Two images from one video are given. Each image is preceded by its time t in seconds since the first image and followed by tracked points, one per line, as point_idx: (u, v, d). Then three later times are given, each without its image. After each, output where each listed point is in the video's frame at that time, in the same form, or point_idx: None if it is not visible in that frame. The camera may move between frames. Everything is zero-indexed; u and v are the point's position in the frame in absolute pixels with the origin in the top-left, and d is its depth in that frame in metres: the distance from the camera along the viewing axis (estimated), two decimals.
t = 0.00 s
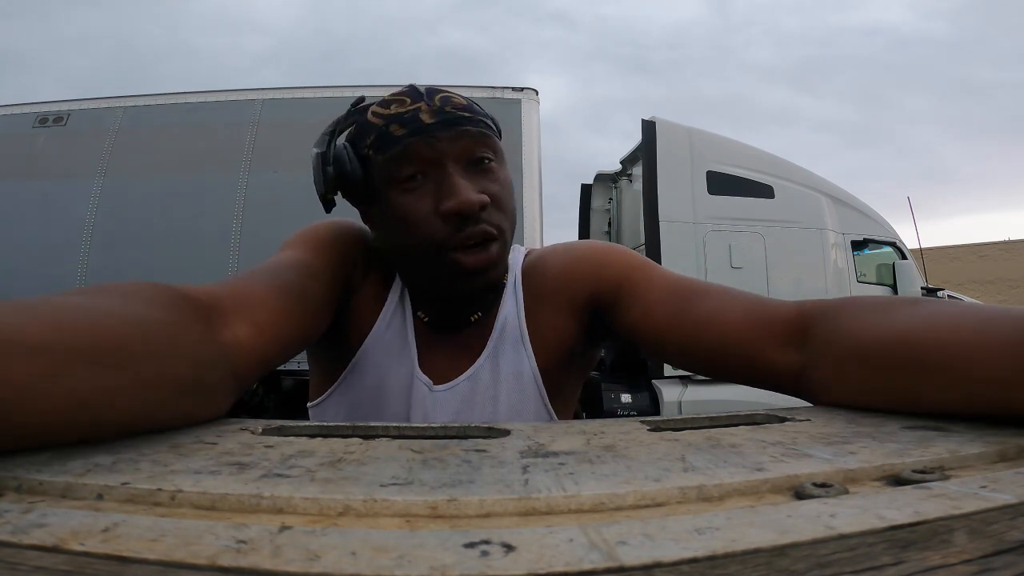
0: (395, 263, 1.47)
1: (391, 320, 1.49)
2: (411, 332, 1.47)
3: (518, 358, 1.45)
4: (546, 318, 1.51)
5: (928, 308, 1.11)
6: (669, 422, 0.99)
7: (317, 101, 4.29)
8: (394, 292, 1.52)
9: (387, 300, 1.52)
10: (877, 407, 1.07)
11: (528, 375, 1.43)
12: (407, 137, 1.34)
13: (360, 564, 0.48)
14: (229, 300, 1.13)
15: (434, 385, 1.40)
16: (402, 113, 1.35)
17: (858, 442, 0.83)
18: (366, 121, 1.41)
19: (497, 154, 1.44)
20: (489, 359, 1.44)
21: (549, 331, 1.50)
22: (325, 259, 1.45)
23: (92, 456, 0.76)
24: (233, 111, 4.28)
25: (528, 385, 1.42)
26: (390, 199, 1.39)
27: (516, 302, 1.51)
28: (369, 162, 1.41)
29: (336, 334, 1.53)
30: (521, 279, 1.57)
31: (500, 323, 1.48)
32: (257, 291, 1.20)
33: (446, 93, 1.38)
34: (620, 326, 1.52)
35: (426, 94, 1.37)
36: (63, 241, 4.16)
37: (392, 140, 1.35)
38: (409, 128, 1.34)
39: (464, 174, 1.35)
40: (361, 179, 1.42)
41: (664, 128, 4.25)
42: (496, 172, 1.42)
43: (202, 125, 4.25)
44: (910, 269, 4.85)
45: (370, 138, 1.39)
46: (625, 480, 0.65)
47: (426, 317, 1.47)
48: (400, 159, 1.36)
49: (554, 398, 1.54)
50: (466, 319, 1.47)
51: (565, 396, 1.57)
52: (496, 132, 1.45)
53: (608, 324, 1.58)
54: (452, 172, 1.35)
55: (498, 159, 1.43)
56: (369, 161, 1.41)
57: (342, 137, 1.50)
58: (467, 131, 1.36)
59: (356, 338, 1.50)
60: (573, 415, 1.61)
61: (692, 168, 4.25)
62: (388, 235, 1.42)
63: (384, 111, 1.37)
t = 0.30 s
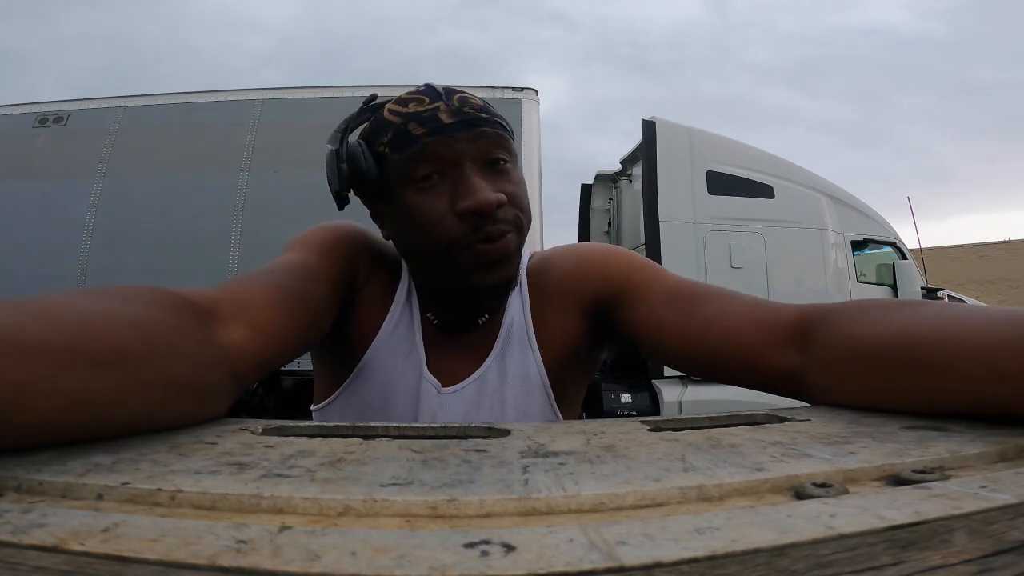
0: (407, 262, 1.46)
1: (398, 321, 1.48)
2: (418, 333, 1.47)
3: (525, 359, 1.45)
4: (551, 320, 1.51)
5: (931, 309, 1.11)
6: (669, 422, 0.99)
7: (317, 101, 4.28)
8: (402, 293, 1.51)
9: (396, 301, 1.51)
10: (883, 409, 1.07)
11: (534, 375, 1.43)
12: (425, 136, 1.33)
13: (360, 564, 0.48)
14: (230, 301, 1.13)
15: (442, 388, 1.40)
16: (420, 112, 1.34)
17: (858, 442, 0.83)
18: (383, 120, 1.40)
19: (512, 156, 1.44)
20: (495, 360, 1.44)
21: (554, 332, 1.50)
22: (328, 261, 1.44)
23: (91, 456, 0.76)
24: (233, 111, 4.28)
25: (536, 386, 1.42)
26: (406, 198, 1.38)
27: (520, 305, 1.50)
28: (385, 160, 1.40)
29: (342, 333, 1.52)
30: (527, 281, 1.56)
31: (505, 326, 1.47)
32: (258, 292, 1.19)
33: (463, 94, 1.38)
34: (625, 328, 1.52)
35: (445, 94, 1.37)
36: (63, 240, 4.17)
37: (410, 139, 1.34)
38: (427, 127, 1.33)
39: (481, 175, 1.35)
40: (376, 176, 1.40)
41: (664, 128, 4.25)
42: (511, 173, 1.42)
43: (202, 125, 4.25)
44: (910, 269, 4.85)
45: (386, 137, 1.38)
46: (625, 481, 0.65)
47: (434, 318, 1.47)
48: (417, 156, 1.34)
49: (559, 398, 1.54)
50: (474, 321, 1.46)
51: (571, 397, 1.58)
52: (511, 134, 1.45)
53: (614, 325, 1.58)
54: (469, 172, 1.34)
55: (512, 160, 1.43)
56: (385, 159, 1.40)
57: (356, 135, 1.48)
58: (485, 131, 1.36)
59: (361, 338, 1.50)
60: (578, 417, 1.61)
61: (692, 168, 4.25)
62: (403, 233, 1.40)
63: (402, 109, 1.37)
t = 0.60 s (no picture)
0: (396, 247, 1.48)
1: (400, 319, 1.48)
2: (418, 329, 1.48)
3: (527, 355, 1.45)
4: (553, 318, 1.51)
5: (930, 308, 1.11)
6: (669, 422, 0.99)
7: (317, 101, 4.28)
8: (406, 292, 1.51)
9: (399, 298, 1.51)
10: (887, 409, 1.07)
11: (535, 373, 1.43)
12: (412, 120, 1.34)
13: (360, 564, 0.48)
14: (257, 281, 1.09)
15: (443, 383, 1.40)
16: (416, 97, 1.36)
17: (859, 442, 0.83)
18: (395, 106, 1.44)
19: (506, 152, 1.40)
20: (497, 356, 1.44)
21: (556, 331, 1.50)
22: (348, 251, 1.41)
23: (94, 456, 0.76)
24: (233, 110, 4.27)
25: (536, 383, 1.42)
26: (389, 181, 1.39)
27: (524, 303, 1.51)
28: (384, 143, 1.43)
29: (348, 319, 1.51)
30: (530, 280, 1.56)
31: (508, 323, 1.48)
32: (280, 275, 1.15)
33: (467, 86, 1.38)
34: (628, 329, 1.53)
35: (447, 85, 1.38)
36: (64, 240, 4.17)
37: (401, 122, 1.36)
38: (416, 111, 1.34)
39: (456, 161, 1.33)
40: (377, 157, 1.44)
41: (664, 129, 4.25)
42: (499, 167, 1.38)
43: (202, 125, 4.25)
44: (910, 269, 4.85)
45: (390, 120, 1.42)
46: (625, 481, 0.65)
47: (433, 314, 1.49)
48: (404, 140, 1.36)
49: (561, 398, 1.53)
50: (473, 316, 1.48)
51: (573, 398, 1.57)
52: (512, 131, 1.42)
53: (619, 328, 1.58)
54: (445, 157, 1.33)
55: (505, 156, 1.40)
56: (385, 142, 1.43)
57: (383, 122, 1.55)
58: (471, 122, 1.34)
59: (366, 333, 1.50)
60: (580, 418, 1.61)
61: (692, 168, 4.25)
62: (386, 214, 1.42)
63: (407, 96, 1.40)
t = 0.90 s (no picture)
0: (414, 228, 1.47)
1: (397, 319, 1.46)
2: (416, 326, 1.46)
3: (534, 355, 1.44)
4: (557, 317, 1.50)
5: (937, 310, 1.11)
6: (669, 422, 0.99)
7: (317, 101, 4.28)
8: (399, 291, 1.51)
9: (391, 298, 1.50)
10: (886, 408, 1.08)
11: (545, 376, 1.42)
12: (457, 105, 1.35)
13: (360, 564, 0.48)
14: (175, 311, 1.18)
15: (450, 386, 1.37)
16: (464, 83, 1.36)
17: (858, 442, 0.83)
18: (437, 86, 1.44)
19: (542, 150, 1.41)
20: (502, 356, 1.42)
21: (564, 330, 1.49)
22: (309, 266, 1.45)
23: (95, 455, 0.77)
24: (233, 110, 4.28)
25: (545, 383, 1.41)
26: (421, 165, 1.37)
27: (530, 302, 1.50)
28: (421, 122, 1.43)
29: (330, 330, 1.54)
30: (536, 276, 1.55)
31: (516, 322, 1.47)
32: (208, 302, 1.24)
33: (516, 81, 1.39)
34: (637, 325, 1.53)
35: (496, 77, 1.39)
36: (64, 240, 4.17)
37: (444, 105, 1.36)
38: (462, 96, 1.34)
39: (494, 149, 1.34)
40: (411, 135, 1.44)
41: (664, 128, 4.25)
42: (531, 165, 1.38)
43: (202, 125, 4.25)
44: (909, 269, 4.85)
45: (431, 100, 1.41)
46: (625, 480, 0.65)
47: (443, 316, 1.48)
48: (443, 122, 1.36)
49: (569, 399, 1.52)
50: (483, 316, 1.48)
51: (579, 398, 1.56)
52: (550, 130, 1.43)
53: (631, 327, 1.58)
54: (484, 146, 1.33)
55: (539, 154, 1.40)
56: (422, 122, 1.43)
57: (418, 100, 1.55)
58: (515, 116, 1.35)
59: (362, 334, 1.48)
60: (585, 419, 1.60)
61: (692, 168, 4.26)
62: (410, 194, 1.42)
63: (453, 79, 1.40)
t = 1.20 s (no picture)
0: (451, 230, 1.37)
1: (385, 320, 1.45)
2: (405, 327, 1.44)
3: (528, 353, 1.41)
4: (553, 316, 1.48)
5: (940, 310, 1.11)
6: (669, 422, 0.99)
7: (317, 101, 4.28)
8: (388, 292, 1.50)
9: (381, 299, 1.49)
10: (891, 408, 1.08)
11: (538, 374, 1.38)
12: (502, 95, 1.34)
13: (360, 564, 0.48)
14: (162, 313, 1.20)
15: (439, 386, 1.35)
16: (494, 75, 1.38)
17: (858, 442, 0.83)
18: (448, 80, 1.39)
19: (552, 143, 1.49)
20: (495, 356, 1.40)
21: (560, 328, 1.47)
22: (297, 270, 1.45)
23: (94, 455, 0.77)
24: (233, 111, 4.28)
25: (539, 381, 1.38)
26: (482, 157, 1.31)
27: (527, 300, 1.48)
28: (449, 115, 1.36)
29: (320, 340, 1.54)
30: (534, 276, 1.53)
31: (510, 319, 1.45)
32: (197, 304, 1.25)
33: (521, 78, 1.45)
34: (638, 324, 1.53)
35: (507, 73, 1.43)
36: (64, 240, 4.17)
37: (486, 96, 1.34)
38: (504, 87, 1.35)
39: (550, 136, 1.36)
40: (442, 129, 1.35)
41: (664, 129, 4.25)
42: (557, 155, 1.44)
43: (201, 125, 4.25)
44: (909, 269, 4.85)
45: (455, 93, 1.36)
46: (625, 481, 0.65)
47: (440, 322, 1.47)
48: (491, 113, 1.34)
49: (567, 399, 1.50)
50: (482, 315, 1.47)
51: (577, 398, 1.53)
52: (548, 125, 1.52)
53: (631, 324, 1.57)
54: (538, 135, 1.35)
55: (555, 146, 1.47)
56: (450, 115, 1.36)
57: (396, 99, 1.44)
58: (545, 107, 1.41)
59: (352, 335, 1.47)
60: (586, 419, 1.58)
61: (692, 168, 4.26)
62: (467, 189, 1.33)
63: (471, 73, 1.38)
